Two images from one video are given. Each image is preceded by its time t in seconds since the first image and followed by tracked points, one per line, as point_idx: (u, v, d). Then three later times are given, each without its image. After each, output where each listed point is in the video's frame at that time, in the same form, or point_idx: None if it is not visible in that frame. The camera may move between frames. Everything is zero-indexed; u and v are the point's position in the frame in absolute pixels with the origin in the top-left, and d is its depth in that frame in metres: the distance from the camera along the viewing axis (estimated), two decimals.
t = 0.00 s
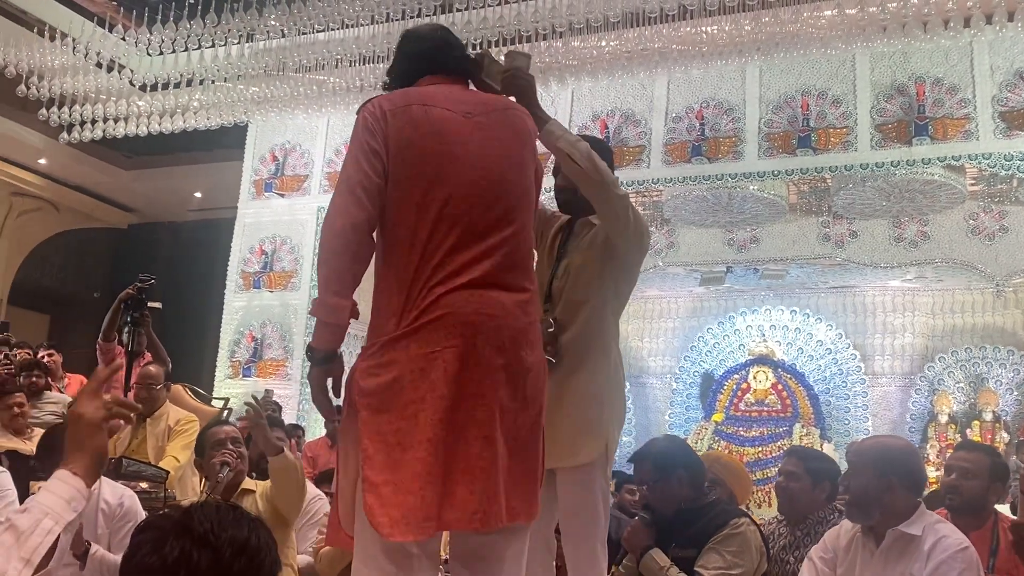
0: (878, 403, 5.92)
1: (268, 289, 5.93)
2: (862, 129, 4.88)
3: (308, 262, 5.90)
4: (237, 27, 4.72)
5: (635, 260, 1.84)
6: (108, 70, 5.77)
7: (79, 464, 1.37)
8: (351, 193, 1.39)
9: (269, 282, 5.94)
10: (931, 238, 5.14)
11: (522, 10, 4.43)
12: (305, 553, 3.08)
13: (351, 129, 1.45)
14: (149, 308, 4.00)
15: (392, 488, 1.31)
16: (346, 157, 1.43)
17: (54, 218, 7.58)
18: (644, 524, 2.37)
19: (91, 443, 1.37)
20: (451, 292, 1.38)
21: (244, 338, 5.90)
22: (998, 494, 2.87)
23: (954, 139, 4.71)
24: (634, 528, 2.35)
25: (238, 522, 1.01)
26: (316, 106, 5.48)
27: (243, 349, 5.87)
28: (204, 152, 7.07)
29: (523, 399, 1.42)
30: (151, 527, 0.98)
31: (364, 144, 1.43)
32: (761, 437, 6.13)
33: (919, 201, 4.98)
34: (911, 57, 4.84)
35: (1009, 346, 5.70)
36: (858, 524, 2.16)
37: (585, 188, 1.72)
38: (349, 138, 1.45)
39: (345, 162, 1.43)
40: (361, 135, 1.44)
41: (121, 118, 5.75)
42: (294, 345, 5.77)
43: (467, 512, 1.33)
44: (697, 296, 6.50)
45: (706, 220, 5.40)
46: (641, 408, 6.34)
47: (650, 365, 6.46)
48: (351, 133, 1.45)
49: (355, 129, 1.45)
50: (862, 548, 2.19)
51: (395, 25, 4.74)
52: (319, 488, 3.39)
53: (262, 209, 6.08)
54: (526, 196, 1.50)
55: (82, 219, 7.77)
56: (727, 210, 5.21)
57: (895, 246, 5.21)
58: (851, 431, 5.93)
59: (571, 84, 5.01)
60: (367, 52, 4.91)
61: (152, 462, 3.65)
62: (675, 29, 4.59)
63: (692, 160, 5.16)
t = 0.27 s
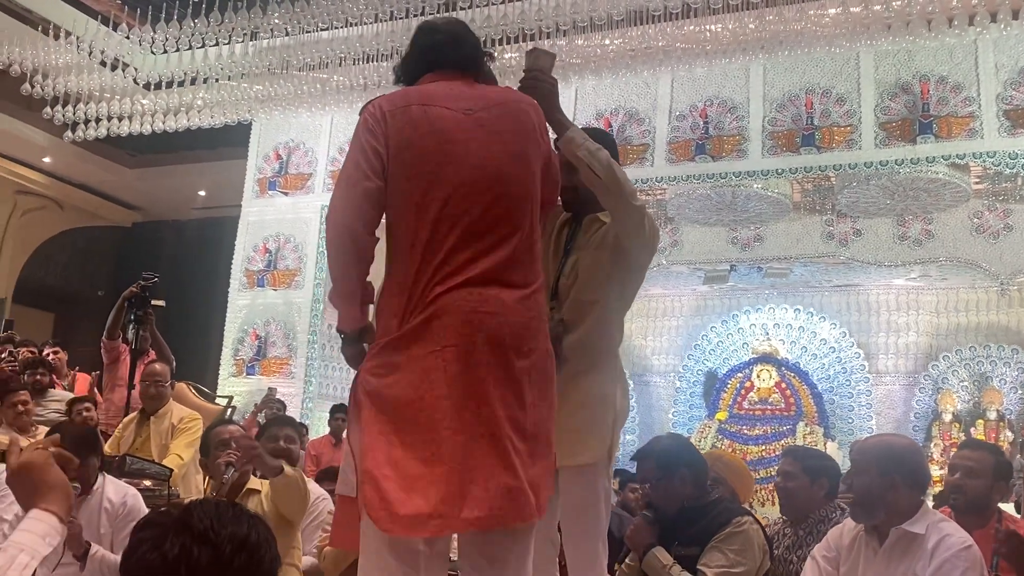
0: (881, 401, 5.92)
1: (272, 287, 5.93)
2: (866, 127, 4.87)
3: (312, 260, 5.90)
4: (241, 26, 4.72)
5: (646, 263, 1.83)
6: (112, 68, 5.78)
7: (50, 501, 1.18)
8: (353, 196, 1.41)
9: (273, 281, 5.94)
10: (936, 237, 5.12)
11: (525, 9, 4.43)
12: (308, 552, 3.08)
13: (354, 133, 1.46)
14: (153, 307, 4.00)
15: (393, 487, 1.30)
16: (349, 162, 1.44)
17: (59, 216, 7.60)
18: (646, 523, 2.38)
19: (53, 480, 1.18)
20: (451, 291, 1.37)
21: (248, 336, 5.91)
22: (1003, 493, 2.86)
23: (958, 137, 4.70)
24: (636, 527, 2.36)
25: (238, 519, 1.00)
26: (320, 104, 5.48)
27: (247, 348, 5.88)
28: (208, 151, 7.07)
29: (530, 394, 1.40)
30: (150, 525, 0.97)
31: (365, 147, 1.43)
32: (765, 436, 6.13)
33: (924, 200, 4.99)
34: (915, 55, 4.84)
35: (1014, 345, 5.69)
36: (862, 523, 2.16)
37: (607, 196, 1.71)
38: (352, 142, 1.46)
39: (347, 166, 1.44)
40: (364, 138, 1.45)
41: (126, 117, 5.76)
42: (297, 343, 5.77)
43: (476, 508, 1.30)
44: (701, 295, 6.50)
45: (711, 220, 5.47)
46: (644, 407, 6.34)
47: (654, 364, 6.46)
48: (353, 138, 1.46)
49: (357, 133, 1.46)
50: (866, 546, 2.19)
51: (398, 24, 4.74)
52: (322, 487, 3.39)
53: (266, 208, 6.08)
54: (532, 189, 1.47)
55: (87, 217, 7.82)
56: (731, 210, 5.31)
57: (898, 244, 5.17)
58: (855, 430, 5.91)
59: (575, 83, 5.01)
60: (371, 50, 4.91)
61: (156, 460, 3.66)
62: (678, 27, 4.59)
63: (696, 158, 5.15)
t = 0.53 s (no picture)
0: (882, 400, 5.92)
1: (273, 285, 5.93)
2: (867, 125, 4.86)
3: (312, 258, 5.90)
4: (241, 24, 4.71)
5: (643, 259, 1.84)
6: (113, 66, 5.78)
7: (78, 443, 1.33)
8: (348, 202, 1.43)
9: (273, 279, 5.94)
10: (937, 235, 5.13)
11: (526, 7, 4.42)
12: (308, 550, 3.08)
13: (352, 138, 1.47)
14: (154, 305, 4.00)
15: (378, 492, 1.31)
16: (344, 167, 1.45)
17: (59, 214, 7.60)
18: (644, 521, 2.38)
19: (85, 425, 1.33)
20: (435, 294, 1.35)
21: (249, 334, 5.90)
22: (1002, 491, 2.86)
23: (959, 135, 4.69)
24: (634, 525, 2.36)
25: (223, 517, 1.01)
26: (320, 102, 5.48)
27: (248, 346, 5.88)
28: (209, 149, 7.07)
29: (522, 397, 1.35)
30: (137, 528, 0.98)
31: (358, 151, 1.44)
32: (765, 433, 6.14)
33: (924, 198, 4.99)
34: (917, 53, 4.84)
35: (1014, 343, 5.69)
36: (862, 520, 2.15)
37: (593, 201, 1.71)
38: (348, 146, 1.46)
39: (342, 172, 1.45)
40: (359, 142, 1.45)
41: (126, 114, 5.76)
42: (298, 341, 5.77)
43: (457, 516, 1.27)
44: (701, 293, 6.50)
45: (712, 218, 5.49)
46: (645, 405, 6.35)
47: (654, 362, 6.45)
48: (350, 142, 1.47)
49: (354, 137, 1.46)
50: (865, 544, 2.19)
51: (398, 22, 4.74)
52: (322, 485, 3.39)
53: (267, 206, 6.08)
54: (524, 185, 1.42)
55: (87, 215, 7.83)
56: (731, 207, 5.32)
57: (899, 242, 5.16)
58: (855, 428, 5.92)
59: (575, 81, 5.01)
60: (371, 48, 4.91)
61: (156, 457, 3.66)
62: (679, 25, 4.58)
63: (696, 157, 5.13)
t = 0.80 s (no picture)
0: (882, 399, 5.91)
1: (272, 284, 5.93)
2: (867, 123, 4.85)
3: (312, 256, 5.89)
4: (240, 23, 4.70)
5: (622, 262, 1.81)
6: (112, 64, 5.78)
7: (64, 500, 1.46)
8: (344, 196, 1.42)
9: (273, 277, 5.94)
10: (936, 234, 5.14)
11: (525, 5, 4.42)
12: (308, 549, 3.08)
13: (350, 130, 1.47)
14: (153, 303, 4.01)
15: (380, 486, 1.33)
16: (343, 161, 1.45)
17: (58, 212, 7.60)
18: (639, 520, 2.38)
19: (71, 480, 1.47)
20: (435, 289, 1.37)
21: (248, 332, 5.91)
22: (1000, 490, 2.87)
23: (958, 134, 4.69)
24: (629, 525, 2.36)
25: (206, 519, 1.02)
26: (319, 101, 5.48)
27: (247, 344, 5.88)
28: (208, 147, 7.07)
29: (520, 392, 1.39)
30: (119, 533, 0.99)
31: (358, 144, 1.44)
32: (764, 432, 6.15)
33: (924, 196, 5.00)
34: (916, 52, 4.84)
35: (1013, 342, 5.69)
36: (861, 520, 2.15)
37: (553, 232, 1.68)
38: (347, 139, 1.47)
39: (342, 164, 1.45)
40: (358, 135, 1.45)
41: (125, 113, 5.76)
42: (297, 340, 5.77)
43: (462, 509, 1.30)
44: (701, 292, 6.50)
45: (711, 215, 5.44)
46: (644, 405, 6.32)
47: (654, 360, 6.41)
48: (348, 135, 1.47)
49: (353, 130, 1.47)
50: (863, 544, 2.19)
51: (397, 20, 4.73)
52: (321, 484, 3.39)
53: (266, 204, 6.08)
54: (523, 182, 1.45)
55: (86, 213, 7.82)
56: (730, 206, 5.28)
57: (898, 241, 5.17)
58: (854, 425, 5.92)
59: (575, 79, 5.01)
60: (370, 47, 4.91)
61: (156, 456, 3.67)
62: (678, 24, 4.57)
63: (695, 155, 5.13)
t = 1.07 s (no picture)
0: (879, 397, 5.92)
1: (270, 282, 5.93)
2: (865, 122, 4.85)
3: (311, 255, 5.89)
4: (238, 21, 4.69)
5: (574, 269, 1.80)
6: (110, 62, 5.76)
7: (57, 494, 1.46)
8: (354, 186, 1.44)
9: (271, 276, 5.94)
10: (935, 233, 5.13)
11: (524, 3, 4.41)
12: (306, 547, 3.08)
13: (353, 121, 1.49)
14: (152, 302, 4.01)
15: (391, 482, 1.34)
16: (349, 151, 1.47)
17: (56, 211, 7.59)
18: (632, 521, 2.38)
19: (57, 476, 1.48)
20: (449, 284, 1.41)
21: (246, 331, 5.91)
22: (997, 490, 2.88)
23: (957, 133, 4.69)
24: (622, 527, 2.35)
25: (190, 518, 1.06)
26: (318, 99, 5.47)
27: (245, 343, 5.88)
28: (206, 146, 7.06)
29: (522, 393, 1.45)
30: (105, 537, 1.03)
31: (367, 137, 1.47)
32: (761, 431, 6.13)
33: (923, 196, 5.00)
34: (914, 51, 4.84)
35: (1012, 341, 5.69)
36: (862, 521, 2.14)
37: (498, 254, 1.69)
38: (352, 131, 1.49)
39: (348, 155, 1.47)
40: (365, 128, 1.48)
41: (123, 111, 5.75)
42: (295, 339, 5.77)
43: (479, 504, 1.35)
44: (700, 291, 6.55)
45: (708, 213, 5.43)
46: (642, 403, 6.35)
47: (653, 359, 6.47)
48: (352, 127, 1.49)
49: (358, 122, 1.49)
50: (861, 545, 2.18)
51: (396, 18, 4.72)
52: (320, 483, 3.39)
53: (265, 202, 6.07)
54: (524, 189, 1.53)
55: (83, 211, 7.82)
56: (729, 205, 5.31)
57: (897, 240, 5.15)
58: (853, 424, 5.92)
59: (574, 77, 5.00)
60: (369, 45, 4.90)
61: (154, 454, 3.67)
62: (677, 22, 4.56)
63: (694, 154, 5.13)
